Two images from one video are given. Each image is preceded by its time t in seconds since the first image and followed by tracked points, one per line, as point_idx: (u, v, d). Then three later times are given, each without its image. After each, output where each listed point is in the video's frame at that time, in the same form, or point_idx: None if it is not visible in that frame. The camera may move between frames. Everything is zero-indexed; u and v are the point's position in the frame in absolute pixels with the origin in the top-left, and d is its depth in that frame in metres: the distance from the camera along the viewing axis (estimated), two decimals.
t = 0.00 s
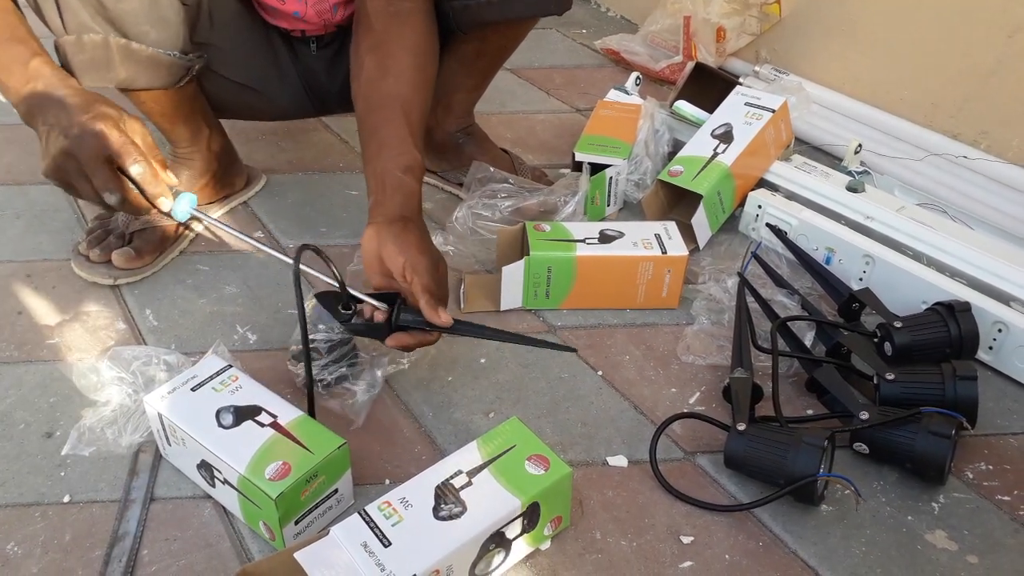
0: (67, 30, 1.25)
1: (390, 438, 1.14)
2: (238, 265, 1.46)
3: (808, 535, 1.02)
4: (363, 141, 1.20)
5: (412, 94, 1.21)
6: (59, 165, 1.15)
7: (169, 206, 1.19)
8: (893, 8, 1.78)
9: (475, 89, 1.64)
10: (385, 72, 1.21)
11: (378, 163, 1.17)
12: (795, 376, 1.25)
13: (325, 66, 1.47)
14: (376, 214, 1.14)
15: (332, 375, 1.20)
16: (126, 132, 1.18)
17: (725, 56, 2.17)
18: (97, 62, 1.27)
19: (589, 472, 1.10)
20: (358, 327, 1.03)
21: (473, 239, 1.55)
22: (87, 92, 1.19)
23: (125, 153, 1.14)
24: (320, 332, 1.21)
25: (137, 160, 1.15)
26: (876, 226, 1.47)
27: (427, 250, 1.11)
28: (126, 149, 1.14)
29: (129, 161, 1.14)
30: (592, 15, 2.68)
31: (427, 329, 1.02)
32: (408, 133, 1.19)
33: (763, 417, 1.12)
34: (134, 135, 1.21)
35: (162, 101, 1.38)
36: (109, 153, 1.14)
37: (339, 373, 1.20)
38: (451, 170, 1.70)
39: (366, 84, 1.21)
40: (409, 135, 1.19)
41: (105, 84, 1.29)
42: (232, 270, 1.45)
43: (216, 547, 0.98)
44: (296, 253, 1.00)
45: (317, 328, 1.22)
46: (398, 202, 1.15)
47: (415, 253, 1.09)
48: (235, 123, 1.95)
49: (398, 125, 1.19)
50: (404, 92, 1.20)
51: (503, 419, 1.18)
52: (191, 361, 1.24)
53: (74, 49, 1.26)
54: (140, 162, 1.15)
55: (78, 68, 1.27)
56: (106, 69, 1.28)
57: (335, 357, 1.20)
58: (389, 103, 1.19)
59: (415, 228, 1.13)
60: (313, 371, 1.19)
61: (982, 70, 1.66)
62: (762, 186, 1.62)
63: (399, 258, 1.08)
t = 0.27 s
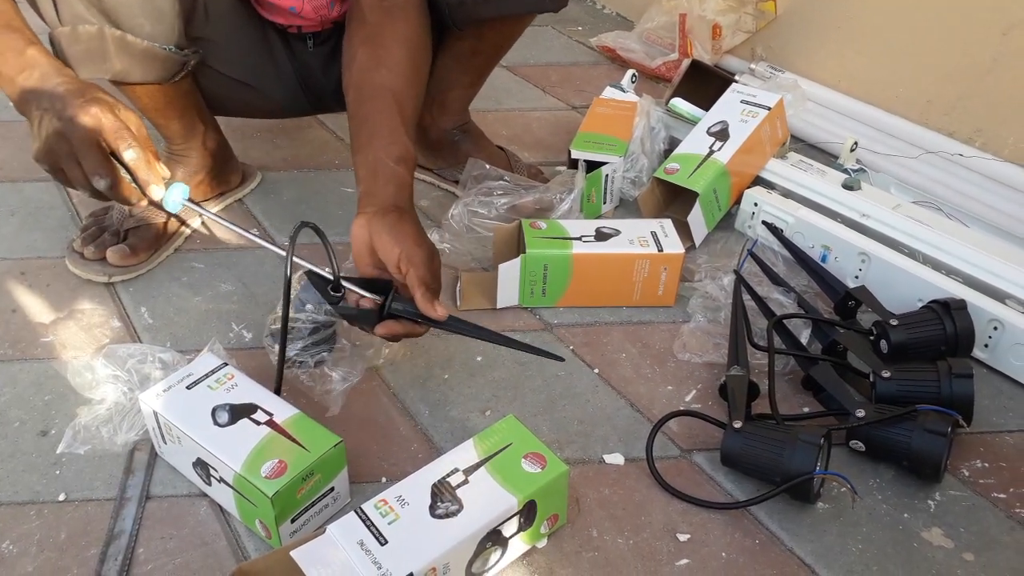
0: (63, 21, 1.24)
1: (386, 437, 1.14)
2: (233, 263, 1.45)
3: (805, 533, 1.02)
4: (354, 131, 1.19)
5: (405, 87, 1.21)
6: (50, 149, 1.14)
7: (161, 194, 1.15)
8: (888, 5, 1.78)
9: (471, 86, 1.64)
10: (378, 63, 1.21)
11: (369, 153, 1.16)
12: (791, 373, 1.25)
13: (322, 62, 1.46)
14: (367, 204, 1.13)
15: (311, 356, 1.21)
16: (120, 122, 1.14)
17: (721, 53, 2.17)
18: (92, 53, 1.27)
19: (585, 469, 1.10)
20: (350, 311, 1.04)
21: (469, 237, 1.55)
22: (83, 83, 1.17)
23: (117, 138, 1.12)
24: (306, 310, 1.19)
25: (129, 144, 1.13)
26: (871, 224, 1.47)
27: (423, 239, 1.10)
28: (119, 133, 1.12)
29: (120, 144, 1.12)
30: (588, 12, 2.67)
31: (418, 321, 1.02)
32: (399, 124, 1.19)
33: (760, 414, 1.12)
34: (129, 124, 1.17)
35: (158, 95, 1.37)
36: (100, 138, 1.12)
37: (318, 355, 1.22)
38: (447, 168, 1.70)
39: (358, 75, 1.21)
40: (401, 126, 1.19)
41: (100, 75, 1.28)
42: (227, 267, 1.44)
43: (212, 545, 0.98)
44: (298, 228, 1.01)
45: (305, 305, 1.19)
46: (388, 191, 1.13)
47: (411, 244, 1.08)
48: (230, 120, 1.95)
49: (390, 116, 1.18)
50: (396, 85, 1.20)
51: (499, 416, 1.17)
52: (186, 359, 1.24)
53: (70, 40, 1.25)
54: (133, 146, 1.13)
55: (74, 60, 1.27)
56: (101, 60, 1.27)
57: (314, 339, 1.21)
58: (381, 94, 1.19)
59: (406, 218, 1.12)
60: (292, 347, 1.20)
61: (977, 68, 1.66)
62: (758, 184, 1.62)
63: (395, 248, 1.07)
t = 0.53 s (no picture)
0: (57, 15, 1.23)
1: (383, 435, 1.13)
2: (228, 260, 1.45)
3: (802, 532, 1.02)
4: (349, 123, 1.18)
5: (401, 80, 1.20)
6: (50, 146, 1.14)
7: (158, 188, 1.13)
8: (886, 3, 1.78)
9: (468, 83, 1.62)
10: (374, 56, 1.20)
11: (364, 145, 1.15)
12: (789, 372, 1.25)
13: (318, 58, 1.46)
14: (362, 196, 1.12)
15: (305, 349, 1.22)
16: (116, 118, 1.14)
17: (718, 51, 2.16)
18: (88, 46, 1.25)
19: (583, 468, 1.10)
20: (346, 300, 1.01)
21: (466, 234, 1.54)
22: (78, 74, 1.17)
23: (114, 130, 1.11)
24: (299, 299, 1.22)
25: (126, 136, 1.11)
26: (869, 222, 1.47)
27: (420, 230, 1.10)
28: (116, 126, 1.11)
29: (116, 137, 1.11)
30: (585, 9, 2.67)
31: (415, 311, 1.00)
32: (396, 116, 1.18)
33: (757, 413, 1.12)
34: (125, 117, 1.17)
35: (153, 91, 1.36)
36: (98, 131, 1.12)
37: (312, 349, 1.22)
38: (444, 165, 1.70)
39: (354, 67, 1.20)
40: (397, 118, 1.18)
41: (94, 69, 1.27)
42: (223, 265, 1.43)
43: (208, 544, 0.98)
44: (294, 214, 1.02)
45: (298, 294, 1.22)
46: (384, 183, 1.12)
47: (408, 235, 1.07)
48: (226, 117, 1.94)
49: (387, 108, 1.17)
50: (393, 77, 1.20)
51: (496, 415, 1.17)
52: (181, 357, 1.23)
53: (64, 35, 1.24)
54: (129, 139, 1.11)
55: (69, 53, 1.25)
56: (96, 53, 1.25)
57: (309, 331, 1.22)
58: (377, 86, 1.18)
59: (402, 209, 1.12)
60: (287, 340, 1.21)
61: (974, 66, 1.66)
62: (756, 182, 1.62)
63: (391, 238, 1.07)
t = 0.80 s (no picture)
0: (55, 12, 1.23)
1: (382, 433, 1.13)
2: (227, 259, 1.45)
3: (801, 529, 1.02)
4: (350, 121, 1.19)
5: (402, 77, 1.21)
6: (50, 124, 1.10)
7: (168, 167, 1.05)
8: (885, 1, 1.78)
9: (468, 81, 1.63)
10: (374, 53, 1.20)
11: (366, 142, 1.16)
12: (787, 370, 1.25)
13: (317, 55, 1.46)
14: (365, 194, 1.12)
15: (315, 347, 1.22)
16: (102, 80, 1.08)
17: (717, 50, 2.17)
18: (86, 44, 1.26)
19: (582, 466, 1.10)
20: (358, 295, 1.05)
21: (465, 233, 1.55)
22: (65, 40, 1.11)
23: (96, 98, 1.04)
24: (311, 296, 1.19)
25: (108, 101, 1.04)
26: (867, 221, 1.47)
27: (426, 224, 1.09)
28: (97, 93, 1.04)
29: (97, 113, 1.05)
30: (584, 8, 2.67)
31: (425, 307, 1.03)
32: (397, 113, 1.18)
33: (756, 411, 1.12)
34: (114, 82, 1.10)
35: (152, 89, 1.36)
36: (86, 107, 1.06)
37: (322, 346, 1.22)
38: (443, 163, 1.70)
39: (354, 65, 1.20)
40: (398, 116, 1.18)
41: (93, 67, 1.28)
42: (223, 263, 1.43)
43: (207, 541, 0.98)
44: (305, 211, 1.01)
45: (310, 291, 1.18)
46: (386, 180, 1.13)
47: (414, 230, 1.07)
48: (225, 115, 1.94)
49: (387, 106, 1.18)
50: (393, 74, 1.20)
51: (495, 413, 1.17)
52: (180, 355, 1.23)
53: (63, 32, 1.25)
54: (112, 102, 1.04)
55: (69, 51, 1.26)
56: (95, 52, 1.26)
57: (319, 328, 1.22)
58: (379, 84, 1.18)
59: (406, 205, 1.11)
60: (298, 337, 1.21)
61: (972, 65, 1.66)
62: (754, 181, 1.62)
63: (398, 235, 1.07)
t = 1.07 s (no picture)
0: (51, 11, 1.23)
1: (380, 434, 1.13)
2: (225, 259, 1.45)
3: (798, 529, 1.02)
4: (350, 114, 1.19)
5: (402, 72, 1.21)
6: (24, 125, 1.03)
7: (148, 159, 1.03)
8: None
9: (465, 81, 1.63)
10: (374, 48, 1.20)
11: (365, 134, 1.16)
12: (784, 370, 1.25)
13: (313, 56, 1.46)
14: (365, 184, 1.11)
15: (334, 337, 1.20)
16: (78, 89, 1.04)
17: (715, 49, 2.17)
18: (82, 44, 1.25)
19: (579, 466, 1.10)
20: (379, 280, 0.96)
21: (463, 233, 1.55)
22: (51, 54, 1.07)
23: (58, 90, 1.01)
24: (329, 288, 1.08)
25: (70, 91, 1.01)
26: (864, 220, 1.47)
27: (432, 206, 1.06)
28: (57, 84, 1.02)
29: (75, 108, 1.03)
30: (582, 7, 2.67)
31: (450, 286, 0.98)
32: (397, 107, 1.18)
33: (753, 411, 1.12)
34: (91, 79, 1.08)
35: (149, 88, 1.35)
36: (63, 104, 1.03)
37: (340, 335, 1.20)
38: (440, 163, 1.71)
39: (355, 59, 1.20)
40: (398, 109, 1.18)
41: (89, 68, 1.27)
42: (220, 263, 1.43)
43: (205, 542, 0.98)
44: (326, 191, 0.85)
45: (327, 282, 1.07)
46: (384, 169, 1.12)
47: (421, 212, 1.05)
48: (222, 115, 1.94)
49: (387, 99, 1.18)
50: (393, 69, 1.20)
51: (493, 413, 1.17)
52: (178, 356, 1.23)
53: (59, 31, 1.23)
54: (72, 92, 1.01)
55: (64, 51, 1.25)
56: (91, 52, 1.25)
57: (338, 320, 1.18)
58: (379, 77, 1.19)
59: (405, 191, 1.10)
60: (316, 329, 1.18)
61: (970, 64, 1.66)
62: (752, 180, 1.62)
63: (409, 219, 1.04)
